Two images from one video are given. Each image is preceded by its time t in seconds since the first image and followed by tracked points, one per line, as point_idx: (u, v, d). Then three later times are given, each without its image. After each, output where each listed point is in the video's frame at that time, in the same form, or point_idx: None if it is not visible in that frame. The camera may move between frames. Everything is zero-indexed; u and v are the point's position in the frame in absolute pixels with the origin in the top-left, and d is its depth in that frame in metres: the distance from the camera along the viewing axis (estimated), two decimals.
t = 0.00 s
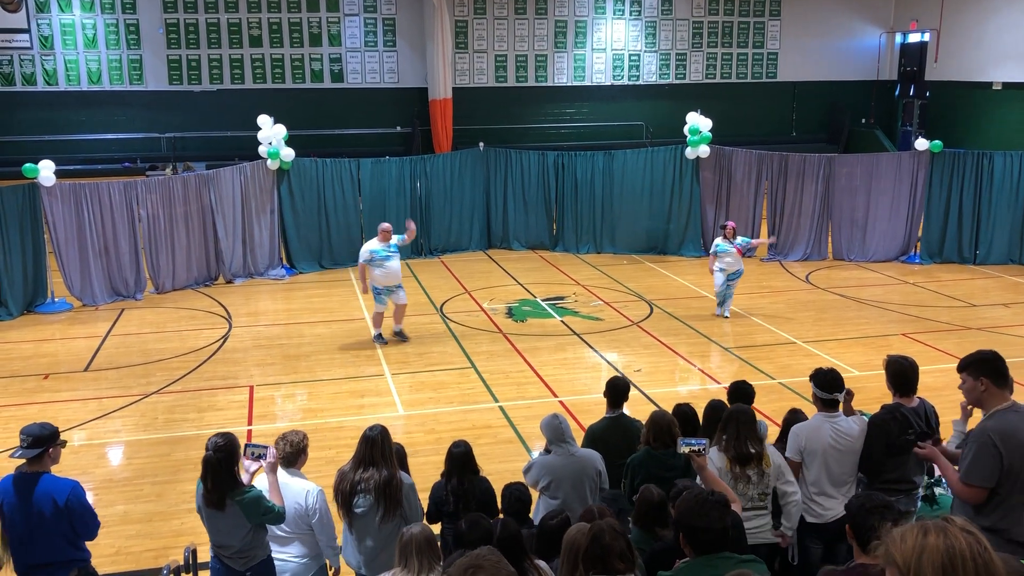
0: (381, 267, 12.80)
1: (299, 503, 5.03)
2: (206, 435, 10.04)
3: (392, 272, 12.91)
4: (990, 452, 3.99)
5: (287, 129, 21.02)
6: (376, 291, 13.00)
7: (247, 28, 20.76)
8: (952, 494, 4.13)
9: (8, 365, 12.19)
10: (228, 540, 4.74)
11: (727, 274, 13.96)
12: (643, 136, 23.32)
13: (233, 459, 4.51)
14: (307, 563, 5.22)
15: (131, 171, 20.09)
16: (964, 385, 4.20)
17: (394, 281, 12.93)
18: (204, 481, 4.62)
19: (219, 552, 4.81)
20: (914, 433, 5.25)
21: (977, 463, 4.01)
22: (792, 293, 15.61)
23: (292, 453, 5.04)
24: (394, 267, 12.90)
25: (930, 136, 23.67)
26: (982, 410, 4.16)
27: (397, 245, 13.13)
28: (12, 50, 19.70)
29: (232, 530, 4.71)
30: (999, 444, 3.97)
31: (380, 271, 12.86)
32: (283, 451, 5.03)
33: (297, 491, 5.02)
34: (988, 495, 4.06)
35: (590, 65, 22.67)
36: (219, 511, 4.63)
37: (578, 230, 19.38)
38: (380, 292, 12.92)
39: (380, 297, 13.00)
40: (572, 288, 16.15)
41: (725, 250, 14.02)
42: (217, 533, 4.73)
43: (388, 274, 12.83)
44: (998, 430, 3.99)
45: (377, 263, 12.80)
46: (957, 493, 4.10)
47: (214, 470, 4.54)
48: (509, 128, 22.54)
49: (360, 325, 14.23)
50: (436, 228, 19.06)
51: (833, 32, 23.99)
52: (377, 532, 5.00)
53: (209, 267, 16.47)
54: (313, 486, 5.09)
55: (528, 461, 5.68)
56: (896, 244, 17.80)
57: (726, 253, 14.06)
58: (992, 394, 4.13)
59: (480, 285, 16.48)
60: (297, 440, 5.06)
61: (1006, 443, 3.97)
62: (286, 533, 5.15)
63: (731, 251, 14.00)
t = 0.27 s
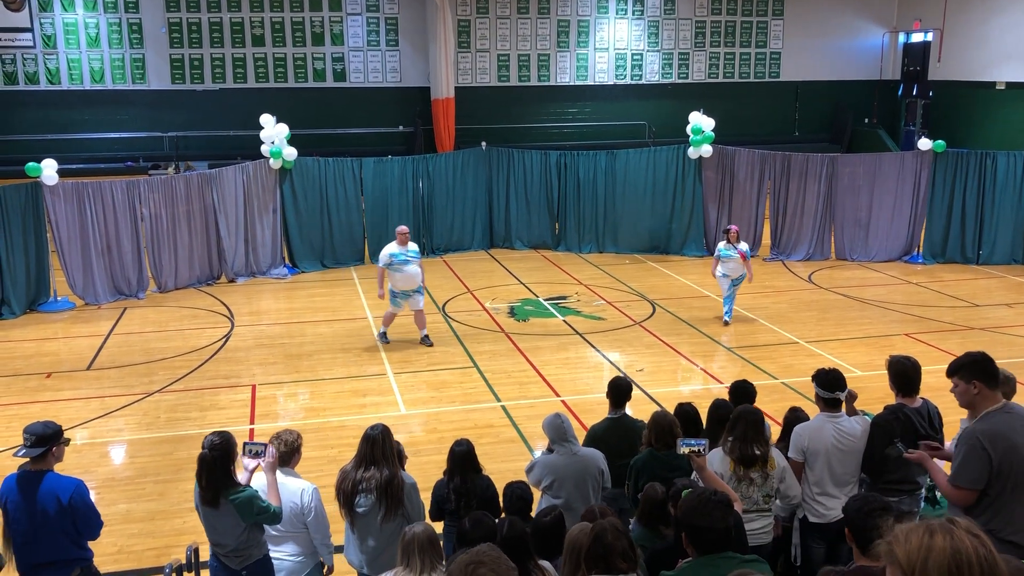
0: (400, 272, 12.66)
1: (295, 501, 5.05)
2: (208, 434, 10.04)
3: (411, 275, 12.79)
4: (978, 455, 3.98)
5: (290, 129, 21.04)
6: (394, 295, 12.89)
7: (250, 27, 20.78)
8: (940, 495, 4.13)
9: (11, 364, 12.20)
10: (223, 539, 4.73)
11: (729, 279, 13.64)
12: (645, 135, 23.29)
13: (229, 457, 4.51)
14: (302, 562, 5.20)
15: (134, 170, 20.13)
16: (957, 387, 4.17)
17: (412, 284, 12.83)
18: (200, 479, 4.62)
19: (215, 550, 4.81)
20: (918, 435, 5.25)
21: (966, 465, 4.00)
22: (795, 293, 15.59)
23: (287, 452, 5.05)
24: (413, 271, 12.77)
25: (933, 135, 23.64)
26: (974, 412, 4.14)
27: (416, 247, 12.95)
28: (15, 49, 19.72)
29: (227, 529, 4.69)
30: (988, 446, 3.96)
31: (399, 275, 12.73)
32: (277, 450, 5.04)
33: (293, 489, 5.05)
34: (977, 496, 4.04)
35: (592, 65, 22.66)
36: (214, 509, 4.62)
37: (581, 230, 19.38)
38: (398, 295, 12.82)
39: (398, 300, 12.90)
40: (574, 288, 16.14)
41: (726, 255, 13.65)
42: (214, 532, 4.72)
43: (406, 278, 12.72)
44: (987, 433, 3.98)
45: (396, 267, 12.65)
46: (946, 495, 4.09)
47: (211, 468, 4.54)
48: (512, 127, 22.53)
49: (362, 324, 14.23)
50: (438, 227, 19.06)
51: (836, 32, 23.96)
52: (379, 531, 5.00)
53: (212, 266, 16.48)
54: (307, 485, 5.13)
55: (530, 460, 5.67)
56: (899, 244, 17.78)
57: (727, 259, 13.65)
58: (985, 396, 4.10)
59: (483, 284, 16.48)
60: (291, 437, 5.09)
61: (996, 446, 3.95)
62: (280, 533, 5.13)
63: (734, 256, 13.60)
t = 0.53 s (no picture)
0: (415, 271, 12.58)
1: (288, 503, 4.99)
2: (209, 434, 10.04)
3: (428, 275, 12.65)
4: (1000, 459, 3.90)
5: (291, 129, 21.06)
6: (414, 296, 12.79)
7: (251, 27, 20.79)
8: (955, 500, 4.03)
9: (12, 363, 12.20)
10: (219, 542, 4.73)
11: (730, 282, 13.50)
12: (647, 136, 23.28)
13: (227, 458, 4.53)
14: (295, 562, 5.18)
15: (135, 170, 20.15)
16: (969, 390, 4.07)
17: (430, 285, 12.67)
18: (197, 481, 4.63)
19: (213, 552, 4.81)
20: (919, 436, 5.23)
21: (985, 470, 3.93)
22: (796, 293, 15.58)
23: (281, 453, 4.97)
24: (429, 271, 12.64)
25: (934, 136, 23.64)
26: (988, 414, 4.05)
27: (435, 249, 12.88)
28: (17, 49, 19.74)
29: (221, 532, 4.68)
30: (1010, 449, 3.88)
31: (416, 275, 12.63)
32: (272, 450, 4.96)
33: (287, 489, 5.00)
34: (996, 499, 3.97)
35: (594, 65, 22.66)
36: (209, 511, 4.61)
37: (582, 230, 19.38)
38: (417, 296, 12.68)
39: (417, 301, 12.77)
40: (576, 288, 16.14)
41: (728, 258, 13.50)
42: (211, 534, 4.71)
43: (422, 278, 12.60)
44: (1008, 436, 3.90)
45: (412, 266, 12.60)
46: (964, 500, 4.01)
47: (208, 469, 4.55)
48: (513, 128, 22.53)
49: (363, 324, 14.22)
50: (439, 227, 19.06)
51: (837, 32, 23.94)
52: (379, 532, 4.99)
53: (213, 266, 16.49)
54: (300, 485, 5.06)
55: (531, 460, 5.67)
56: (900, 244, 17.76)
57: (727, 261, 13.50)
58: (1000, 397, 4.00)
59: (484, 284, 16.48)
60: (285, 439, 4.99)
61: (1017, 449, 3.88)
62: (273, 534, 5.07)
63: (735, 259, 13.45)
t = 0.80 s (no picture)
0: (429, 276, 12.43)
1: (282, 502, 5.01)
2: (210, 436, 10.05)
3: (442, 281, 12.50)
4: None
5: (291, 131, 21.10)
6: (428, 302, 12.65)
7: (252, 29, 20.80)
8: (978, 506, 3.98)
9: (13, 365, 12.21)
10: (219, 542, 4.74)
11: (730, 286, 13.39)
12: (647, 137, 23.30)
13: (228, 458, 4.55)
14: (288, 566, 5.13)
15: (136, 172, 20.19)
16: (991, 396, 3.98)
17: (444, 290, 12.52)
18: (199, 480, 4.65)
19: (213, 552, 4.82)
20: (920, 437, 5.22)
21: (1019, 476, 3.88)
22: (796, 295, 15.60)
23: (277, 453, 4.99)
24: (443, 277, 12.49)
25: (934, 137, 23.69)
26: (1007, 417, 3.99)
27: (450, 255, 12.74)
28: (17, 51, 19.75)
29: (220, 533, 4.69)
30: None
31: (429, 280, 12.47)
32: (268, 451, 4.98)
33: (281, 490, 5.02)
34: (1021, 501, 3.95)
35: (593, 67, 22.68)
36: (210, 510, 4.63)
37: (582, 232, 19.41)
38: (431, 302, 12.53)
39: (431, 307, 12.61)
40: (576, 289, 16.15)
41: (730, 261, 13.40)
42: (212, 534, 4.72)
43: (436, 283, 12.45)
44: None
45: (425, 271, 12.45)
46: (990, 505, 3.96)
47: (210, 470, 4.57)
48: (513, 129, 22.54)
49: (363, 326, 14.24)
50: (439, 228, 19.08)
51: (837, 34, 23.96)
52: (379, 533, 5.01)
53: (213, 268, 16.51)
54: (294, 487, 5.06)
55: (531, 461, 5.68)
56: (900, 246, 17.78)
57: (729, 266, 13.39)
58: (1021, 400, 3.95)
59: (484, 286, 16.50)
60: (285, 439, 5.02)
61: None
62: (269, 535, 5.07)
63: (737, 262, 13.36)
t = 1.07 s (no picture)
0: (441, 277, 12.23)
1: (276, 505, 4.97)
2: (209, 437, 10.04)
3: (453, 282, 12.31)
4: None
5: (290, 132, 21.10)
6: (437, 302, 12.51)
7: (251, 30, 20.78)
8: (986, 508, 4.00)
9: (12, 366, 12.21)
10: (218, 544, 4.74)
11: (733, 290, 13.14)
12: (646, 138, 23.30)
13: (230, 461, 4.54)
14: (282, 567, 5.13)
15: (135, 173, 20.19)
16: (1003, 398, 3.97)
17: (453, 292, 12.35)
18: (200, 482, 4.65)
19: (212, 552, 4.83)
20: (920, 436, 5.23)
21: None
22: (795, 295, 15.59)
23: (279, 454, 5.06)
24: (455, 278, 12.28)
25: (933, 137, 23.70)
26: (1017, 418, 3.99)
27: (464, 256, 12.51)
28: (17, 52, 19.75)
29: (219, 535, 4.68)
30: None
31: (440, 280, 12.28)
32: (270, 450, 5.06)
33: (276, 492, 4.97)
34: None
35: (593, 67, 22.68)
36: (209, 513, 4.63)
37: (582, 232, 19.41)
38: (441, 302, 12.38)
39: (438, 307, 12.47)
40: (575, 290, 16.15)
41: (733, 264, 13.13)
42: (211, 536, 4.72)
43: (447, 285, 12.27)
44: None
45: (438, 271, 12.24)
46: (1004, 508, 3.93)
47: (210, 472, 4.56)
48: (512, 130, 22.54)
49: (363, 327, 14.23)
50: (439, 229, 19.07)
51: (836, 34, 23.96)
52: (379, 533, 5.00)
53: (213, 269, 16.49)
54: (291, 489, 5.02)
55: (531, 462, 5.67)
56: (900, 246, 17.77)
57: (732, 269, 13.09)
58: None
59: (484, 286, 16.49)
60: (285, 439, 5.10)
61: None
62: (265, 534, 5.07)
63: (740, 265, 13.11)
